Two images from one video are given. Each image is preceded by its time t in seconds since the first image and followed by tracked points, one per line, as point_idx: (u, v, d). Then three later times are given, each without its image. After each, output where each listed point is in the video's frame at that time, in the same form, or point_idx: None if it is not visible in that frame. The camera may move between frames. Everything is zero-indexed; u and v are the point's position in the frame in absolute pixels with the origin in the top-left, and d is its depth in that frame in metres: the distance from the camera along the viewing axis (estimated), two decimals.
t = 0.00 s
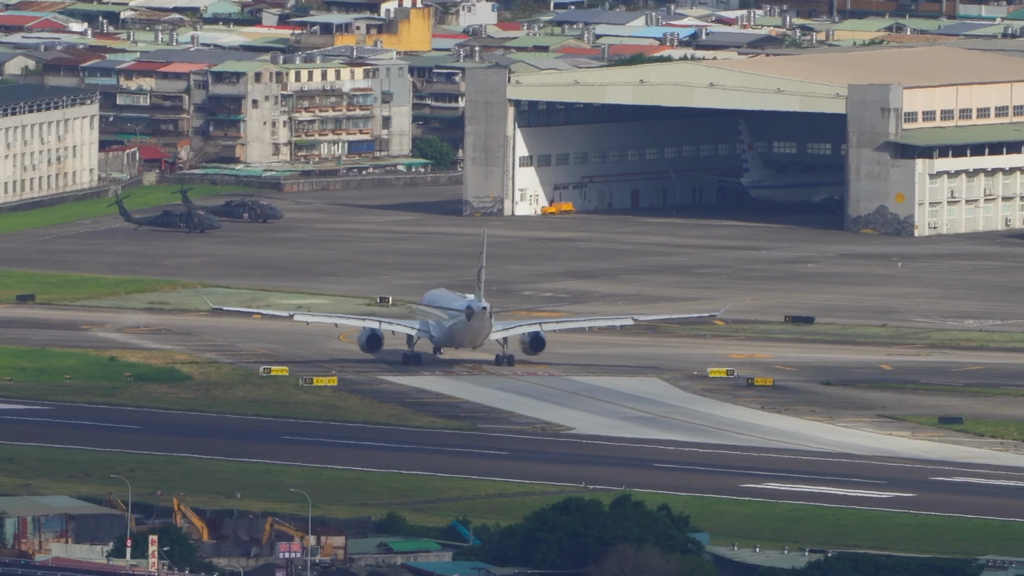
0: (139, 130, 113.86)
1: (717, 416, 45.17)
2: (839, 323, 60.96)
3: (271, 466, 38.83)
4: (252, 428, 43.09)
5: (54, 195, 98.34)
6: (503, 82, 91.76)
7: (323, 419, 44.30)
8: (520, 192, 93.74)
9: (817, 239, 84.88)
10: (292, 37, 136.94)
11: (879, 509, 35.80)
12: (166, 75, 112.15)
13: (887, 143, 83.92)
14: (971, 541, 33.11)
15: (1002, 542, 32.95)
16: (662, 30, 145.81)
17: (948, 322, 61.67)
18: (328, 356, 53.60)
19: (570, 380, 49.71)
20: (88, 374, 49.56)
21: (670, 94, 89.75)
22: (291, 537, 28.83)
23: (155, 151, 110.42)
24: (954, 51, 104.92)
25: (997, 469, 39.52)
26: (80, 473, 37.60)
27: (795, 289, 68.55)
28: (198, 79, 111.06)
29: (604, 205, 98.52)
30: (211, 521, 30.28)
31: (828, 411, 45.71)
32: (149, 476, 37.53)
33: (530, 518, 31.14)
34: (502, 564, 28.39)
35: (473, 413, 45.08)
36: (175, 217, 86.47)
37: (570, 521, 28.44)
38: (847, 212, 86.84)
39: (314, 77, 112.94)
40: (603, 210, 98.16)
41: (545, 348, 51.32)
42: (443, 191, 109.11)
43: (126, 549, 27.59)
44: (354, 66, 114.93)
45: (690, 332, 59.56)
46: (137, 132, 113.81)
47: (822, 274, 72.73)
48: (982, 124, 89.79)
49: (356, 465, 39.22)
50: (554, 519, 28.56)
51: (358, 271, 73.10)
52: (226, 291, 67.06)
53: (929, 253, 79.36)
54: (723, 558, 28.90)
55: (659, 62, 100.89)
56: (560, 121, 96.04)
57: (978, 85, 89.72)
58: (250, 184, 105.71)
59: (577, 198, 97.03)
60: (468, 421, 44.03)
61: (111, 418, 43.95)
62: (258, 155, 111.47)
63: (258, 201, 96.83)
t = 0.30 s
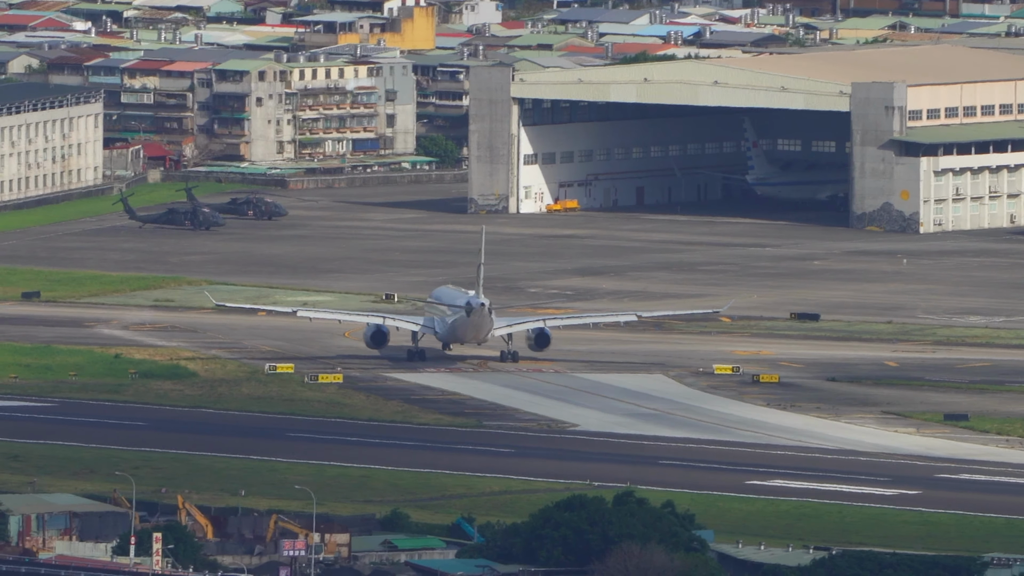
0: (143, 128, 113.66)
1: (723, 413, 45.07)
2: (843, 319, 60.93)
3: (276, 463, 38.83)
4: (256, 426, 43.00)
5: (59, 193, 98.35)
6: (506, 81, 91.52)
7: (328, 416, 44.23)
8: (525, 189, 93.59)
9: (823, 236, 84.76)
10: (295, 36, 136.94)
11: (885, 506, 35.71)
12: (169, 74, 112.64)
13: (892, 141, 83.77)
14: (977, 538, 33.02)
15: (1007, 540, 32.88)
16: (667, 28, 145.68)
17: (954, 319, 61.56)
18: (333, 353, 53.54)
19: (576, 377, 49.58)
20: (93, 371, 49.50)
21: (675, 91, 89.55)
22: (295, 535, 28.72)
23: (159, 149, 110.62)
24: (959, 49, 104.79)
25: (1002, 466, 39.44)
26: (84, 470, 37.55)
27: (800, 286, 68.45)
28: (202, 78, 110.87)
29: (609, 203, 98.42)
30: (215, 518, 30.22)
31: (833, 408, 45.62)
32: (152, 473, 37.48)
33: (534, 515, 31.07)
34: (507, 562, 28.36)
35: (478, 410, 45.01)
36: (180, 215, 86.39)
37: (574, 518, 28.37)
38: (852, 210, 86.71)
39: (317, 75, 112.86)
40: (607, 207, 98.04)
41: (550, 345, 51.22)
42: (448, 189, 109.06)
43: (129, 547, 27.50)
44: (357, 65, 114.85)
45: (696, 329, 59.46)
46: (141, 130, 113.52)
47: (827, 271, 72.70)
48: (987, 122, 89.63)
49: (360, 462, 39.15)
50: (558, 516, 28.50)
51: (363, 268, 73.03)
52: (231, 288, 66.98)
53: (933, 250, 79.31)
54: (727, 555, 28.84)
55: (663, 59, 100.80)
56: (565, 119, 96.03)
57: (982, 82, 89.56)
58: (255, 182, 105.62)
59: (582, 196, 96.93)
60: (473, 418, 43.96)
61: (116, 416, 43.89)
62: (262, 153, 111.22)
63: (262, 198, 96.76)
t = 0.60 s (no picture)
0: (145, 127, 113.91)
1: (725, 412, 45.07)
2: (845, 318, 60.91)
3: (277, 462, 38.81)
4: (257, 425, 43.04)
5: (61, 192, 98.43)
6: (509, 79, 91.54)
7: (330, 415, 44.28)
8: (527, 188, 93.64)
9: (825, 235, 84.77)
10: (297, 34, 136.97)
11: (885, 505, 35.72)
12: (172, 72, 113.06)
13: (893, 140, 83.75)
14: (977, 537, 33.03)
15: (1008, 539, 32.89)
16: (669, 27, 145.61)
17: (955, 318, 61.58)
18: (334, 352, 53.58)
19: (578, 377, 49.56)
20: (94, 370, 49.49)
21: (676, 91, 89.19)
22: (296, 533, 28.74)
23: (162, 147, 110.57)
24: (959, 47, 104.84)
25: (1002, 465, 39.45)
26: (85, 469, 37.58)
27: (801, 286, 68.46)
28: (204, 76, 110.73)
29: (611, 202, 98.43)
30: (216, 517, 30.20)
31: (834, 407, 45.65)
32: (154, 472, 37.52)
33: (535, 514, 31.09)
34: (509, 560, 28.39)
35: (479, 409, 45.03)
36: (181, 213, 86.27)
37: (575, 518, 28.37)
38: (854, 209, 86.64)
39: (320, 73, 112.90)
40: (609, 206, 98.07)
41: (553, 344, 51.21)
42: (450, 188, 109.15)
43: (129, 545, 27.57)
44: (360, 64, 114.69)
45: (698, 327, 59.50)
46: (143, 129, 113.85)
47: (828, 270, 72.68)
48: (988, 121, 89.59)
49: (362, 461, 39.19)
50: (559, 515, 28.52)
51: (365, 267, 73.07)
52: (232, 287, 67.03)
53: (935, 249, 79.27)
54: (729, 555, 28.82)
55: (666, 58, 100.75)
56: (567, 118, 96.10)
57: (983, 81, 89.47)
58: (257, 181, 105.63)
59: (583, 195, 96.99)
60: (474, 417, 44.00)
61: (117, 414, 43.94)
62: (264, 152, 110.82)
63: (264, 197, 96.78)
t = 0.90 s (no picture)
0: (144, 125, 114.04)
1: (725, 410, 45.07)
2: (844, 316, 60.97)
3: (276, 460, 38.84)
4: (256, 423, 43.02)
5: (59, 189, 98.38)
6: (508, 78, 91.63)
7: (329, 413, 44.26)
8: (525, 186, 93.60)
9: (823, 233, 84.79)
10: (297, 33, 136.96)
11: (885, 503, 35.75)
12: (171, 71, 112.81)
13: (892, 138, 83.70)
14: (977, 536, 33.07)
15: (1007, 537, 32.91)
16: (668, 25, 145.55)
17: (953, 316, 61.60)
18: (333, 350, 53.57)
19: (578, 374, 49.61)
20: (93, 369, 49.50)
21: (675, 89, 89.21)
22: (297, 533, 28.73)
23: (160, 146, 110.50)
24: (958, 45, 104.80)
25: (1001, 463, 39.48)
26: (85, 468, 37.57)
27: (800, 283, 68.47)
28: (203, 74, 110.84)
29: (609, 199, 98.43)
30: (216, 516, 30.20)
31: (833, 405, 45.66)
32: (153, 470, 37.51)
33: (535, 512, 31.08)
34: (509, 559, 28.42)
35: (479, 407, 45.04)
36: (180, 211, 86.30)
37: (575, 516, 28.36)
38: (852, 207, 86.71)
39: (320, 72, 112.90)
40: (608, 204, 98.09)
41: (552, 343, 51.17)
42: (449, 186, 109.15)
43: (130, 544, 27.56)
44: (360, 62, 114.76)
45: (696, 326, 59.51)
46: (142, 126, 113.96)
47: (827, 268, 72.73)
48: (987, 119, 89.56)
49: (361, 459, 39.19)
50: (559, 514, 28.51)
51: (364, 265, 73.07)
52: (231, 285, 67.02)
53: (933, 247, 79.28)
54: (730, 553, 28.82)
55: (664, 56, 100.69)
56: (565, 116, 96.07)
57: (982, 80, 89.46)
58: (256, 179, 105.63)
59: (582, 193, 96.99)
60: (473, 415, 44.00)
61: (116, 412, 43.94)
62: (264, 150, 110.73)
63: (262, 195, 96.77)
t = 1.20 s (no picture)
0: (142, 125, 114.15)
1: (723, 410, 45.11)
2: (842, 316, 61.03)
3: (274, 459, 38.86)
4: (253, 423, 43.00)
5: (58, 189, 98.31)
6: (506, 77, 91.73)
7: (327, 413, 44.23)
8: (524, 186, 93.60)
9: (822, 233, 84.79)
10: (295, 32, 136.91)
11: (882, 502, 35.78)
12: (170, 70, 112.46)
13: (891, 138, 83.75)
14: (974, 535, 33.09)
15: (1005, 536, 32.94)
16: (667, 25, 145.65)
17: (952, 316, 61.64)
18: (332, 350, 53.58)
19: (577, 374, 49.66)
20: (91, 368, 49.48)
21: (674, 89, 89.21)
22: (294, 532, 28.74)
23: (158, 145, 110.67)
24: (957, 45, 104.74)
25: (999, 463, 39.50)
26: (82, 467, 37.59)
27: (798, 283, 68.48)
28: (201, 74, 110.87)
29: (608, 199, 98.49)
30: (214, 515, 30.23)
31: (831, 405, 45.68)
32: (151, 469, 37.51)
33: (533, 511, 31.11)
34: (506, 558, 28.46)
35: (477, 407, 45.07)
36: (179, 211, 86.36)
37: (572, 515, 28.38)
38: (851, 207, 86.79)
39: (318, 72, 112.88)
40: (607, 204, 98.11)
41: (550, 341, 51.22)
42: (447, 186, 109.14)
43: (128, 542, 27.60)
44: (358, 62, 114.89)
45: (694, 325, 59.52)
46: (141, 126, 114.09)
47: (825, 268, 72.76)
48: (986, 119, 89.56)
49: (359, 459, 39.18)
50: (556, 514, 28.53)
51: (362, 265, 73.08)
52: (230, 284, 67.03)
53: (932, 248, 79.31)
54: (727, 552, 28.85)
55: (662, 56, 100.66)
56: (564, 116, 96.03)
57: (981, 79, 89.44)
58: (254, 179, 105.61)
59: (581, 192, 97.00)
60: (471, 415, 44.02)
61: (114, 412, 43.93)
62: (262, 150, 110.96)
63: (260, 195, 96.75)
